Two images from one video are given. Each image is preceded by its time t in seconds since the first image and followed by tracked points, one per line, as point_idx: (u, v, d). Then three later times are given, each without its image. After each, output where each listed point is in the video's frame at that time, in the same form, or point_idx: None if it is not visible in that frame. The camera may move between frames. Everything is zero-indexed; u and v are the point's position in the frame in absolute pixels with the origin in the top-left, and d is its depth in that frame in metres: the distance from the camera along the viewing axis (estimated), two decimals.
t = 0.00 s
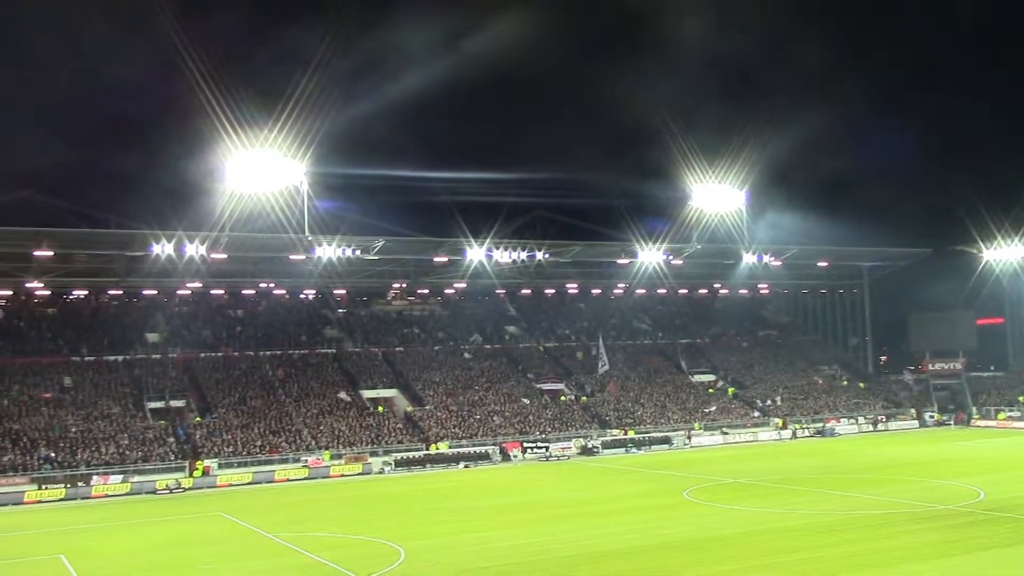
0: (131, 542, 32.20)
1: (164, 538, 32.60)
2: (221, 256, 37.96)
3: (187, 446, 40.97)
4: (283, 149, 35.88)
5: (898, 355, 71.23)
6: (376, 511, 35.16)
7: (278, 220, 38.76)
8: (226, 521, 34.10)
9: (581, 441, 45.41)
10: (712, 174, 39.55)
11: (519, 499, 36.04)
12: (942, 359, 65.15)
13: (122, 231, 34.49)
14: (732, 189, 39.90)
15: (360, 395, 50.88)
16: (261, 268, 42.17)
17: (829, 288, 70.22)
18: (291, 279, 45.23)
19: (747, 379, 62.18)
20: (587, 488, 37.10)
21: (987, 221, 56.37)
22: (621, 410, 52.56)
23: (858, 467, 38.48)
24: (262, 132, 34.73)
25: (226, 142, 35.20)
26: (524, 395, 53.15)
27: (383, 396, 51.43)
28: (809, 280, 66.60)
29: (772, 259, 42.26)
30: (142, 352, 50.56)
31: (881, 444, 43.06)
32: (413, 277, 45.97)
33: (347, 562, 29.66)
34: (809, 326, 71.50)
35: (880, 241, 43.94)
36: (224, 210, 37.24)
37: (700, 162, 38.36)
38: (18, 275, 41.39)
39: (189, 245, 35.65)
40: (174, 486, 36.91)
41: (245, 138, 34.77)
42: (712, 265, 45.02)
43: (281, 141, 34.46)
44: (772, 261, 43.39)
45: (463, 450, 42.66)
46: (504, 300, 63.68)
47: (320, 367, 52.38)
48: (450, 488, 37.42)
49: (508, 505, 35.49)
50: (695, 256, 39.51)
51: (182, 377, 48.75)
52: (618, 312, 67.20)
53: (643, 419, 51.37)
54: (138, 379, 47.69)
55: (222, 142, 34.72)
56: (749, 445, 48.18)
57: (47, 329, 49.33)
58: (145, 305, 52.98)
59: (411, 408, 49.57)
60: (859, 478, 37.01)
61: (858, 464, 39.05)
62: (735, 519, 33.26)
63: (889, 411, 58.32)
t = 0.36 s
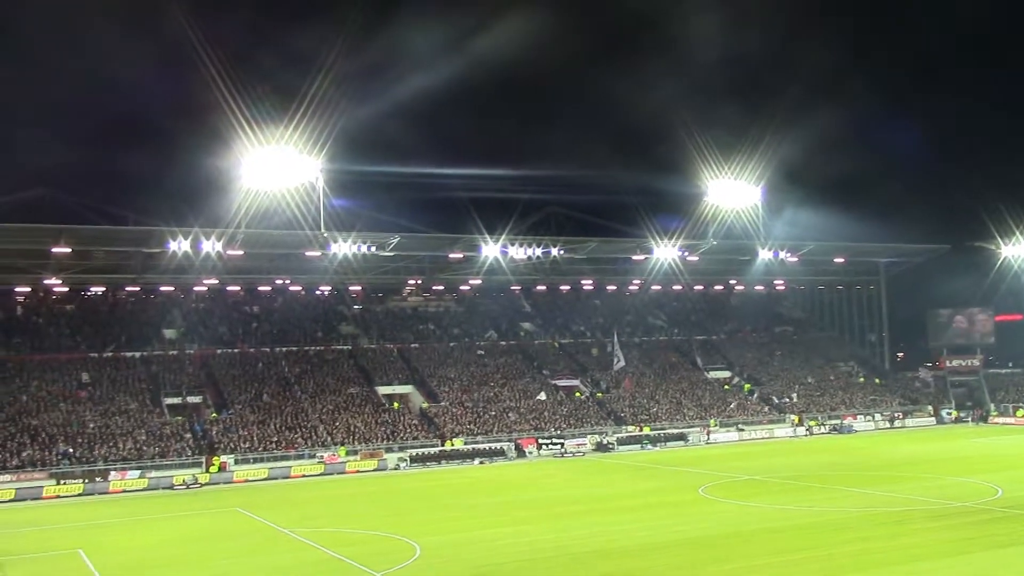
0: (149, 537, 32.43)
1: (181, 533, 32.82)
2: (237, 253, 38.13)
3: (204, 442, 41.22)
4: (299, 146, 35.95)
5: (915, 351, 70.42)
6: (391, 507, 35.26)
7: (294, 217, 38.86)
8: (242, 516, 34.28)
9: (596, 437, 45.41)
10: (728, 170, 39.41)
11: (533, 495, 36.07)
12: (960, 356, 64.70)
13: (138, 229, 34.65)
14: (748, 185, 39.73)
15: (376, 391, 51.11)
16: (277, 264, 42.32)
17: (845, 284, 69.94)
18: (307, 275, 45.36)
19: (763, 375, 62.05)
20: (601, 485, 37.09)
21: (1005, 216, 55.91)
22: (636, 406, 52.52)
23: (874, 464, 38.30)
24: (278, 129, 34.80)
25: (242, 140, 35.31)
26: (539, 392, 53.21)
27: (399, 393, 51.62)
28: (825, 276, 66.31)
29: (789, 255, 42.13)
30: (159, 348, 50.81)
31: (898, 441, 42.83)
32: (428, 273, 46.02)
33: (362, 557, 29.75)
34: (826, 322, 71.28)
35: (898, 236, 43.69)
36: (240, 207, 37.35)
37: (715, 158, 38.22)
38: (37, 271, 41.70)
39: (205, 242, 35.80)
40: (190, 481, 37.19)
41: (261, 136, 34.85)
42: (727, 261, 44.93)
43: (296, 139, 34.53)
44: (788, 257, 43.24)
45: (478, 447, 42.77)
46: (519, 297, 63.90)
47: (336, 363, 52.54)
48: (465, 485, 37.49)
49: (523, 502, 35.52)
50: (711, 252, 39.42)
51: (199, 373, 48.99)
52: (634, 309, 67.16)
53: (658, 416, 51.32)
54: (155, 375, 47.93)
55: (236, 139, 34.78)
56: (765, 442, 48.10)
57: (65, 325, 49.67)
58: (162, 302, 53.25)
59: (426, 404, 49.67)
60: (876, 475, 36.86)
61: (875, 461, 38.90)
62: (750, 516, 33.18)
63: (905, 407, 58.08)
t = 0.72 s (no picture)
0: (164, 531, 32.59)
1: (196, 528, 32.97)
2: (250, 248, 38.31)
3: (218, 437, 41.42)
4: (312, 142, 36.09)
5: (931, 345, 69.11)
6: (405, 502, 35.34)
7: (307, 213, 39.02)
8: (257, 511, 34.42)
9: (610, 432, 45.41)
10: (741, 164, 39.36)
11: (547, 490, 36.10)
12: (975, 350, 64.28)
13: (154, 224, 35.05)
14: (761, 179, 39.67)
15: (389, 386, 51.27)
16: (291, 260, 42.53)
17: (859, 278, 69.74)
18: (321, 271, 45.49)
19: (777, 370, 61.98)
20: (615, 480, 37.09)
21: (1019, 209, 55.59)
22: (650, 401, 52.50)
23: (889, 459, 38.16)
24: (291, 125, 34.94)
25: (256, 136, 35.47)
26: (553, 387, 53.29)
27: (413, 388, 51.88)
28: (839, 270, 66.09)
29: (802, 250, 42.16)
30: (174, 344, 51.06)
31: (914, 436, 42.67)
32: (441, 269, 46.09)
33: (377, 552, 29.82)
34: (840, 317, 71.14)
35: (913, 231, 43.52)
36: (253, 203, 37.50)
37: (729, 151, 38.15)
38: (52, 267, 41.94)
39: (220, 237, 36.33)
40: (206, 476, 37.41)
41: (275, 132, 35.01)
42: (739, 256, 45.02)
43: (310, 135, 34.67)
44: (802, 251, 43.19)
45: (491, 442, 42.84)
46: (532, 292, 63.90)
47: (349, 359, 52.66)
48: (478, 480, 37.55)
49: (536, 496, 35.56)
50: (724, 246, 39.42)
51: (213, 368, 49.19)
52: (647, 303, 67.08)
53: (672, 411, 51.33)
54: (170, 370, 48.16)
55: (250, 135, 34.92)
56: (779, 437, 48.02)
57: (81, 321, 49.96)
58: (177, 298, 53.48)
59: (439, 399, 49.80)
60: (890, 470, 36.74)
61: (889, 455, 38.78)
62: (764, 511, 33.12)
63: (920, 402, 57.87)
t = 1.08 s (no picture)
0: (180, 526, 32.76)
1: (212, 523, 33.13)
2: (265, 245, 38.40)
3: (234, 433, 41.61)
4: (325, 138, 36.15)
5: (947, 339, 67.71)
6: (418, 497, 35.40)
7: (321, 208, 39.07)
8: (272, 507, 34.54)
9: (624, 426, 45.45)
10: (756, 158, 39.22)
11: (560, 485, 36.13)
12: (991, 344, 63.98)
13: (168, 221, 35.09)
14: (775, 172, 39.51)
15: (404, 381, 51.42)
16: (305, 256, 42.66)
17: (875, 272, 69.56)
18: (335, 266, 45.61)
19: (792, 365, 61.93)
20: (629, 475, 37.09)
21: None
22: (664, 396, 52.48)
23: (904, 453, 38.07)
24: (305, 121, 35.00)
25: (270, 132, 35.53)
26: (567, 382, 53.38)
27: (427, 383, 51.96)
28: (854, 264, 65.81)
29: (817, 243, 42.05)
30: (189, 340, 51.29)
31: (930, 430, 42.54)
32: (455, 264, 46.16)
33: (391, 548, 29.85)
34: (856, 312, 71.07)
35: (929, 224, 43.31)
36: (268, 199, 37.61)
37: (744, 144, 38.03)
38: (68, 264, 42.16)
39: (234, 234, 36.26)
40: (221, 472, 37.62)
41: (289, 128, 35.06)
42: (754, 250, 44.88)
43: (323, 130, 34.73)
44: (817, 245, 43.06)
45: (506, 437, 42.94)
46: (546, 287, 63.85)
47: (364, 354, 52.80)
48: (492, 474, 37.63)
49: (550, 491, 35.60)
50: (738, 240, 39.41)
51: (228, 364, 49.42)
52: (661, 298, 66.97)
53: (686, 406, 51.35)
54: (185, 366, 48.39)
55: (265, 131, 35.06)
56: (794, 431, 47.98)
57: (97, 317, 50.23)
58: (192, 294, 53.71)
59: (454, 394, 49.97)
60: (906, 465, 36.62)
61: (905, 450, 38.66)
62: (779, 506, 33.06)
63: (936, 396, 57.63)
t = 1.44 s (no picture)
0: (197, 522, 32.93)
1: (228, 519, 33.27)
2: (279, 242, 38.51)
3: (250, 429, 41.80)
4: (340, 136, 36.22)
5: (963, 334, 67.98)
6: (433, 494, 35.46)
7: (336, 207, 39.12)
8: (287, 503, 34.66)
9: (639, 423, 45.45)
10: (771, 154, 39.08)
11: (575, 481, 36.14)
12: (1009, 340, 63.56)
13: (184, 219, 35.13)
14: (791, 168, 39.33)
15: (418, 377, 51.54)
16: (320, 253, 42.75)
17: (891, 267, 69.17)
18: (349, 264, 45.72)
19: (808, 361, 61.74)
20: (644, 471, 37.06)
21: None
22: (679, 392, 52.43)
23: (921, 449, 37.89)
24: (320, 119, 35.09)
25: (285, 130, 35.61)
26: (582, 378, 53.41)
27: (442, 379, 52.09)
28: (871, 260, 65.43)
29: (833, 239, 41.95)
30: (205, 337, 51.52)
31: (948, 427, 42.34)
32: (469, 261, 46.21)
33: (406, 544, 29.89)
34: (873, 307, 70.66)
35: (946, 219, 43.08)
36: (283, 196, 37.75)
37: (759, 140, 37.89)
38: (85, 262, 42.41)
39: (249, 231, 36.26)
40: (237, 468, 37.83)
41: (304, 126, 35.16)
42: (770, 245, 44.79)
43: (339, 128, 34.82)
44: (832, 241, 42.92)
45: (521, 433, 43.05)
46: (561, 283, 63.78)
47: (379, 351, 52.91)
48: (507, 471, 37.69)
49: (565, 487, 35.61)
50: (752, 236, 39.41)
51: (244, 361, 49.66)
52: (676, 294, 66.80)
53: (701, 402, 51.26)
54: (201, 363, 48.60)
55: (280, 129, 35.19)
56: (810, 428, 47.84)
57: (114, 315, 50.52)
58: (207, 291, 53.94)
59: (469, 391, 50.08)
60: (923, 461, 36.46)
61: (922, 446, 38.50)
62: (795, 502, 32.97)
63: (953, 392, 57.33)
